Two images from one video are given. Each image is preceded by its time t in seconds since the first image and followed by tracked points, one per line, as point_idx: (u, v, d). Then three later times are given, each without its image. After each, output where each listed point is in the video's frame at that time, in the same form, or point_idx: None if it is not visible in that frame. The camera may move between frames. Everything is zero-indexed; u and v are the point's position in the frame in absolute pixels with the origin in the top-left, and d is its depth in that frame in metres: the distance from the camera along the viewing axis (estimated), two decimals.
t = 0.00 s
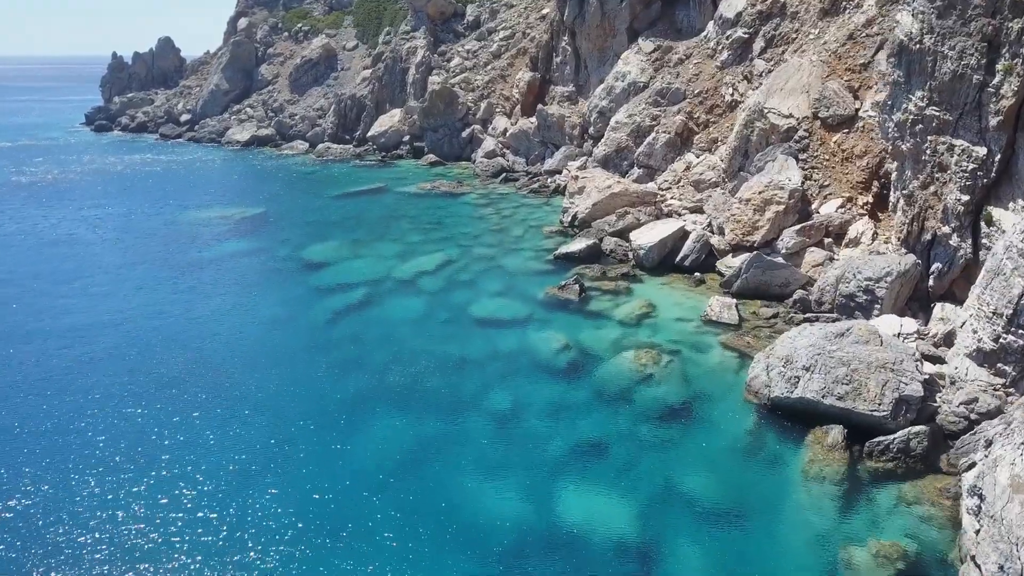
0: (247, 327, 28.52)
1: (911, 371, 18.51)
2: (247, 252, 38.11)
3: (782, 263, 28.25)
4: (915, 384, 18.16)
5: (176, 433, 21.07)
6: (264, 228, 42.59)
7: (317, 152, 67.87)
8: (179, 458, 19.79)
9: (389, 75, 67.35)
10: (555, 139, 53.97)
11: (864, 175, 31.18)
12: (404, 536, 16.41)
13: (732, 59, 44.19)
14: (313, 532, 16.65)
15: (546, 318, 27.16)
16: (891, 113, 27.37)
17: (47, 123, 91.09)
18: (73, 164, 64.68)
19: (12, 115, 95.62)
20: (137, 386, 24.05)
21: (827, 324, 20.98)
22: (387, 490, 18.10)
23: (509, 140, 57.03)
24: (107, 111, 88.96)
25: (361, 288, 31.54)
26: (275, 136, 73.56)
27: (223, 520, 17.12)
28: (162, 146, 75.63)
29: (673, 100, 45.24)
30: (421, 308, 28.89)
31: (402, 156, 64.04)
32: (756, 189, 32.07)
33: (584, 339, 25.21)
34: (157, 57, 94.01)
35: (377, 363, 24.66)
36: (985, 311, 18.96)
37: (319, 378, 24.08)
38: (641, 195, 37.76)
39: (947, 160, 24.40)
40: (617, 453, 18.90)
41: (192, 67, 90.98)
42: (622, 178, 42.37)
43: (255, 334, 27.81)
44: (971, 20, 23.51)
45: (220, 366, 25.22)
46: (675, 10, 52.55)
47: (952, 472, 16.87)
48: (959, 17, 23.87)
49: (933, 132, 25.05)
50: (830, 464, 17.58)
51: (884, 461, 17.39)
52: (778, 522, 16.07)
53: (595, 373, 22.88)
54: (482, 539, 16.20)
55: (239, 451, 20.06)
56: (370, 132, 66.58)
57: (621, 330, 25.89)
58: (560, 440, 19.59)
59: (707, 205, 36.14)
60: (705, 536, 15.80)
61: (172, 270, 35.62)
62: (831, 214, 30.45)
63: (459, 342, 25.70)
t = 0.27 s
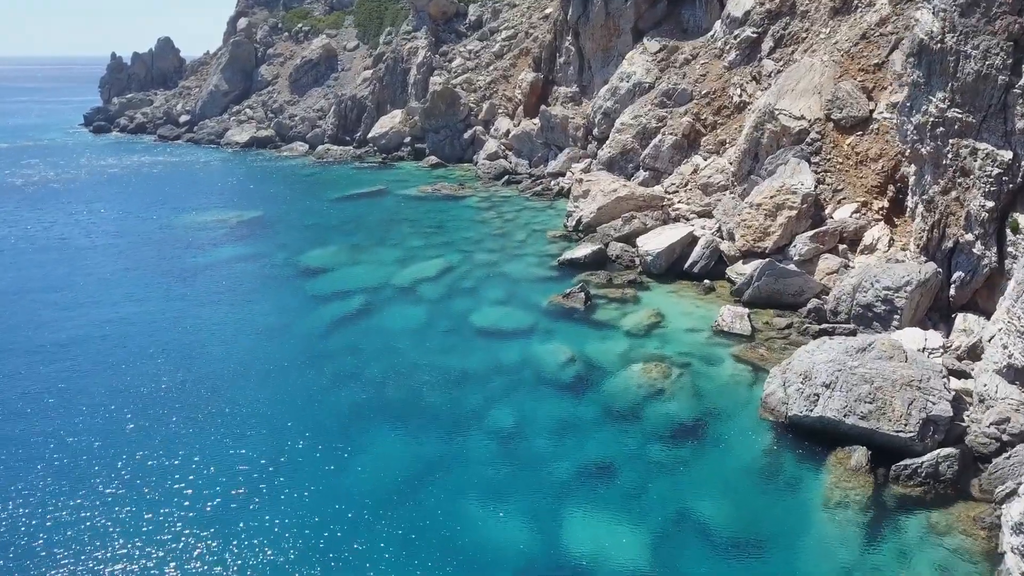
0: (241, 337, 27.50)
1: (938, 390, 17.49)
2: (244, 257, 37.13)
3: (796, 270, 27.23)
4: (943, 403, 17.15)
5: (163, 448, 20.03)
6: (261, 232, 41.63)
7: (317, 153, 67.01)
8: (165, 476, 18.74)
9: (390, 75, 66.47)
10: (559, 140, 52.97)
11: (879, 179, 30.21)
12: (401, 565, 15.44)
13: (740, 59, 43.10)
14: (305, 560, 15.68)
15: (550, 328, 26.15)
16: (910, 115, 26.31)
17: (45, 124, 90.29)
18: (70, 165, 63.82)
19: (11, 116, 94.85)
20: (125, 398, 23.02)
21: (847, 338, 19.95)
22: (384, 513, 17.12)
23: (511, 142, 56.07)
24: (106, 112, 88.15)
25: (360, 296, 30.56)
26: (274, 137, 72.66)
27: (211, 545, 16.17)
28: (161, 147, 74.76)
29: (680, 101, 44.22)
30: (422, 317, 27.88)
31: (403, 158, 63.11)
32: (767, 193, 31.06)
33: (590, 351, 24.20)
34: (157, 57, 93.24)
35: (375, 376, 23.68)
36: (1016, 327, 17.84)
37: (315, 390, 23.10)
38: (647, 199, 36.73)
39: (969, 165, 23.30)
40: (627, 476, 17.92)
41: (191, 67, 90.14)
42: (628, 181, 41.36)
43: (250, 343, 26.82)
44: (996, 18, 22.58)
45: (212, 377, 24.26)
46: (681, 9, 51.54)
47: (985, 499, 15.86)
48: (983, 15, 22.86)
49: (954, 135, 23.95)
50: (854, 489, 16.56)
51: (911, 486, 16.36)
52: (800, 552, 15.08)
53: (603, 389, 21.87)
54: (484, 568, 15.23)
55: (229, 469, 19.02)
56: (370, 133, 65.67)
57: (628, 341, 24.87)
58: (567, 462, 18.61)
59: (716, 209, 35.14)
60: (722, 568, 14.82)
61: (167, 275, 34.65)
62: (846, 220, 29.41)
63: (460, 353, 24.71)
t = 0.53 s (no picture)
0: (232, 346, 26.47)
1: (965, 412, 16.49)
2: (237, 263, 36.11)
3: (807, 279, 26.17)
4: (972, 426, 16.14)
5: (144, 468, 18.98)
6: (255, 238, 40.56)
7: (315, 155, 66.01)
8: (145, 501, 17.66)
9: (389, 76, 65.46)
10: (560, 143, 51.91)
11: (892, 184, 29.28)
12: None
13: (745, 60, 42.05)
14: None
15: (552, 340, 25.11)
16: (926, 118, 25.27)
17: (41, 126, 89.25)
18: (64, 167, 62.75)
19: (6, 117, 93.78)
20: (108, 412, 21.97)
21: (865, 355, 18.89)
22: (378, 542, 16.08)
23: (512, 144, 55.06)
24: (102, 113, 87.11)
25: (355, 304, 29.52)
26: (271, 139, 71.63)
27: None
28: (157, 149, 73.70)
29: (684, 103, 43.20)
30: (419, 328, 26.85)
31: (402, 160, 62.08)
32: (776, 199, 29.99)
33: (595, 365, 23.16)
34: (154, 58, 92.35)
35: (370, 391, 22.63)
36: None
37: (307, 406, 22.03)
38: (651, 204, 35.69)
39: (991, 170, 22.44)
40: (637, 502, 16.90)
41: (188, 68, 89.10)
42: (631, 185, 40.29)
43: (241, 355, 25.76)
44: (1020, 17, 21.85)
45: (200, 391, 23.21)
46: (684, 9, 50.52)
47: (1019, 531, 14.87)
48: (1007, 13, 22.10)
49: (975, 139, 23.01)
50: (879, 520, 15.54)
51: (940, 516, 15.36)
52: None
53: (609, 406, 20.85)
54: None
55: (214, 492, 17.98)
56: (368, 135, 64.67)
57: (634, 354, 23.84)
58: (571, 486, 17.59)
59: (723, 214, 34.12)
60: None
61: (157, 282, 33.57)
62: (858, 227, 28.36)
63: (459, 367, 23.67)
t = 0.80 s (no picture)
0: (223, 356, 25.48)
1: (999, 437, 15.49)
2: (232, 269, 35.16)
3: (822, 289, 25.14)
4: (1007, 453, 15.14)
5: (127, 489, 17.98)
6: (251, 243, 39.60)
7: (314, 157, 65.12)
8: (127, 526, 16.65)
9: (389, 77, 64.54)
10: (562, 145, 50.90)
11: (908, 190, 28.28)
12: None
13: (753, 61, 41.03)
14: None
15: (557, 353, 24.11)
16: (947, 122, 24.24)
17: (38, 127, 88.29)
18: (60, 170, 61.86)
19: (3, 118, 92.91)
20: (92, 427, 20.97)
21: (889, 372, 17.89)
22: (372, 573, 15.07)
23: (514, 146, 54.08)
24: (100, 114, 86.23)
25: (352, 314, 28.56)
26: (270, 140, 70.72)
27: None
28: (155, 150, 72.81)
29: (690, 104, 42.17)
30: (418, 339, 25.87)
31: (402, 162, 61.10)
32: (788, 204, 28.96)
33: (601, 380, 22.16)
34: (153, 58, 91.41)
35: (366, 406, 21.64)
36: None
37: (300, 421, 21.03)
38: (658, 208, 34.73)
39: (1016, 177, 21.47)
40: (648, 531, 15.90)
41: (187, 69, 88.19)
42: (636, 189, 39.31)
43: (232, 366, 24.74)
44: None
45: (188, 404, 22.20)
46: (690, 8, 49.51)
47: None
48: None
49: (999, 144, 22.07)
50: (909, 553, 14.51)
51: (974, 550, 14.35)
52: None
53: (616, 425, 19.86)
54: None
55: (198, 517, 16.93)
56: (368, 137, 63.75)
57: (642, 368, 22.87)
58: (578, 513, 16.58)
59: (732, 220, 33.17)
60: None
61: (149, 289, 32.59)
62: (874, 234, 27.37)
63: (460, 382, 22.67)
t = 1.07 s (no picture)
0: (215, 367, 24.52)
1: None
2: (228, 276, 34.20)
3: (838, 301, 24.10)
4: None
5: (109, 512, 17.02)
6: (248, 249, 38.65)
7: (314, 160, 64.23)
8: (106, 554, 15.68)
9: (391, 78, 63.60)
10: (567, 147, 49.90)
11: (927, 196, 27.21)
12: None
13: (763, 62, 39.94)
14: None
15: (562, 367, 23.12)
16: (970, 126, 23.20)
17: (38, 128, 87.50)
18: (57, 172, 61.06)
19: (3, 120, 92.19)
20: (75, 443, 20.01)
21: (916, 394, 16.86)
22: None
23: (517, 149, 53.10)
24: (100, 115, 85.45)
25: (350, 324, 27.57)
26: (271, 142, 69.82)
27: None
28: (155, 152, 72.00)
29: (698, 106, 41.14)
30: (418, 352, 24.87)
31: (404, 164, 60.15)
32: (802, 211, 27.95)
33: (609, 398, 21.14)
34: (153, 59, 90.56)
35: (362, 423, 20.63)
36: None
37: (292, 438, 20.02)
38: (666, 214, 33.72)
39: None
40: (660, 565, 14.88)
41: (188, 70, 87.39)
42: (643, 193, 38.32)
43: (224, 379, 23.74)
44: None
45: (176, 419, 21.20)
46: (697, 9, 48.45)
47: None
48: None
49: None
50: None
51: None
52: None
53: (625, 446, 18.85)
54: None
55: (182, 545, 15.94)
56: (370, 139, 62.83)
57: (651, 383, 21.85)
58: (585, 544, 15.57)
59: (742, 226, 32.13)
60: None
61: (140, 297, 31.60)
62: (892, 242, 26.31)
63: (461, 398, 21.67)
